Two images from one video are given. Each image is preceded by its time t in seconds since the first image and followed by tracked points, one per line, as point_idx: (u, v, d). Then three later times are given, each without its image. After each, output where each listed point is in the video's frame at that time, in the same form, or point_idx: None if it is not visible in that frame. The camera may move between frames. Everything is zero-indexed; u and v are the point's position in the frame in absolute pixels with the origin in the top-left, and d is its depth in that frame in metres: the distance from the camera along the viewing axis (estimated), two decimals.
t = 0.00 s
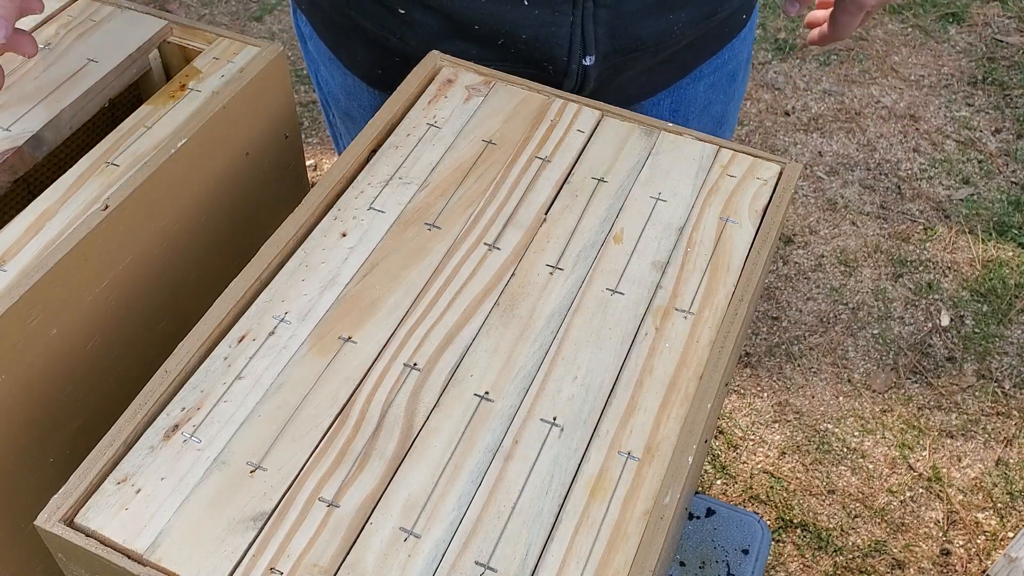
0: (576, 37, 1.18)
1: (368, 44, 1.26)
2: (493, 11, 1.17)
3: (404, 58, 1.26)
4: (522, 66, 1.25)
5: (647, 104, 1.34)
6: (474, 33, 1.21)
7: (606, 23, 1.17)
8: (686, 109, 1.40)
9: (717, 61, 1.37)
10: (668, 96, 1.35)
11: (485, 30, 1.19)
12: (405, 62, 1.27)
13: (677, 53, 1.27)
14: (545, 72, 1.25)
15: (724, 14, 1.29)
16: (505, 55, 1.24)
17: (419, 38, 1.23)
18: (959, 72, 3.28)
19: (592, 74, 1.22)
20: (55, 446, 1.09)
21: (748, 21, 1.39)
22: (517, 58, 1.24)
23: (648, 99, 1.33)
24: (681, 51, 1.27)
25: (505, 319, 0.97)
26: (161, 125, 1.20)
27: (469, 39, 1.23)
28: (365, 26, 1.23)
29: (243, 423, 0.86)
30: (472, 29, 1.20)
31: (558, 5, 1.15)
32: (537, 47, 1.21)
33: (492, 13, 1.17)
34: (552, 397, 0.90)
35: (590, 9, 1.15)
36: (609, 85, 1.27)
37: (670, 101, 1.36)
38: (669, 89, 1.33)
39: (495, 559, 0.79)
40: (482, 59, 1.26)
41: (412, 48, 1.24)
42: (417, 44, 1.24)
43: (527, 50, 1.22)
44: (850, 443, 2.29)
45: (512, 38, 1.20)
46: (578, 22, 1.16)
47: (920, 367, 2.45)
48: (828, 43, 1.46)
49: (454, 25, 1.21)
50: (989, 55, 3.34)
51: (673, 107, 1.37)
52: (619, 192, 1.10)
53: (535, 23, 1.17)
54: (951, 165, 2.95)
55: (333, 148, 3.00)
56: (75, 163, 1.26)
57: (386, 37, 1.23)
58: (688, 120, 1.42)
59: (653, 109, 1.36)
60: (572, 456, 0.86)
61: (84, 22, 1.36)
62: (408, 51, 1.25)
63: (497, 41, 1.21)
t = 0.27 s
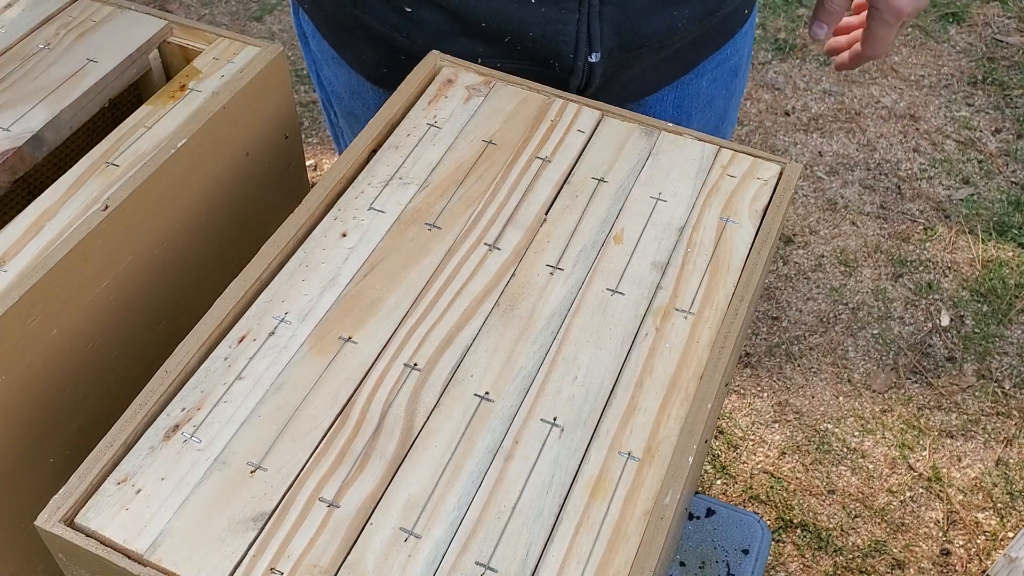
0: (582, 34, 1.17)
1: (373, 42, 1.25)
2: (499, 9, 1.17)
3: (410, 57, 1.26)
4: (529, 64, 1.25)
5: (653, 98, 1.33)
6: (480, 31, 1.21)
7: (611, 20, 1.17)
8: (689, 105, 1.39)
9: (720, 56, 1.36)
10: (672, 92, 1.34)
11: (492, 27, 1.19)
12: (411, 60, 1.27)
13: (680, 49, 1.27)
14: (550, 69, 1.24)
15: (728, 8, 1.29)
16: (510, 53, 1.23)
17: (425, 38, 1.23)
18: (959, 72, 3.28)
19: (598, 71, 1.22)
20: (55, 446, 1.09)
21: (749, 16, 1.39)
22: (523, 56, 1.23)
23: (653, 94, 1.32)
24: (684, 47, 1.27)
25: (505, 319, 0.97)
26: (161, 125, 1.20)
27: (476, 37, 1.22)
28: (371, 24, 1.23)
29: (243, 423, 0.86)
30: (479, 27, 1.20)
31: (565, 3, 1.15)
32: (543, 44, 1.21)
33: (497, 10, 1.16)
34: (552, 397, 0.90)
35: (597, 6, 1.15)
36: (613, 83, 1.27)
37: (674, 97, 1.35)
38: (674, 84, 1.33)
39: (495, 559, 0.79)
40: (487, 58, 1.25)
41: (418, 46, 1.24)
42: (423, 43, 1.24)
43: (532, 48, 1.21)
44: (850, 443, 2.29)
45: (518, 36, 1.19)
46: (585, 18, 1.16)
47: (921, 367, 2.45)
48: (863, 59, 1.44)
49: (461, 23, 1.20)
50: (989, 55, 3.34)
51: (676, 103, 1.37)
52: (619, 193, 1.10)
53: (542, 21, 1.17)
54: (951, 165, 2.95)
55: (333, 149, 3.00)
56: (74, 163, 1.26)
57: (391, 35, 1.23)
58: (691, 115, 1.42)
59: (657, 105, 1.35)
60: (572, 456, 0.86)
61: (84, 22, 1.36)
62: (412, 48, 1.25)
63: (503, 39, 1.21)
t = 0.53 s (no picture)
0: (575, 33, 1.17)
1: (369, 39, 1.25)
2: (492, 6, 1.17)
3: (404, 53, 1.26)
4: (522, 61, 1.25)
5: (646, 99, 1.34)
6: (474, 29, 1.21)
7: (604, 20, 1.16)
8: (685, 105, 1.40)
9: (717, 57, 1.36)
10: (667, 93, 1.35)
11: (485, 25, 1.19)
12: (405, 57, 1.27)
13: (675, 48, 1.27)
14: (544, 67, 1.24)
15: (723, 9, 1.28)
16: (503, 50, 1.24)
17: (418, 31, 1.22)
18: (959, 72, 3.28)
19: (591, 70, 1.22)
20: (55, 446, 1.09)
21: (747, 17, 1.38)
22: (517, 53, 1.23)
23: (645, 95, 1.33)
24: (678, 48, 1.27)
25: (505, 319, 0.97)
26: (161, 125, 1.20)
27: (469, 35, 1.22)
28: (366, 23, 1.23)
29: (243, 423, 0.86)
30: (472, 24, 1.20)
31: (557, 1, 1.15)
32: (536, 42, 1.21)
33: (491, 9, 1.16)
34: (552, 397, 0.90)
35: (588, 5, 1.14)
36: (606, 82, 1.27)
37: (669, 97, 1.36)
38: (668, 84, 1.33)
39: (495, 559, 0.79)
40: (481, 55, 1.26)
41: (412, 42, 1.24)
42: (417, 39, 1.24)
43: (525, 45, 1.22)
44: (850, 443, 2.29)
45: (511, 34, 1.19)
46: (577, 18, 1.16)
47: (920, 366, 2.45)
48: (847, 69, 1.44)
49: (456, 21, 1.20)
50: (989, 55, 3.34)
51: (671, 103, 1.37)
52: (619, 192, 1.10)
53: (534, 19, 1.17)
54: (951, 165, 2.95)
55: (333, 149, 3.00)
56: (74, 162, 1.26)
57: (388, 33, 1.23)
58: (687, 115, 1.42)
59: (652, 105, 1.36)
60: (572, 455, 0.86)
61: (84, 22, 1.36)
62: (405, 44, 1.24)
63: (496, 37, 1.21)
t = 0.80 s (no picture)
0: (567, 32, 1.17)
1: (365, 37, 1.25)
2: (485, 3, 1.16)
3: (398, 50, 1.25)
4: (515, 59, 1.25)
5: (641, 99, 1.34)
6: (468, 27, 1.21)
7: (598, 18, 1.16)
8: (681, 105, 1.40)
9: (712, 58, 1.36)
10: (662, 93, 1.35)
11: (478, 22, 1.19)
12: (400, 54, 1.26)
13: (670, 47, 1.27)
14: (537, 66, 1.24)
15: (719, 9, 1.28)
16: (497, 48, 1.23)
17: (412, 28, 1.22)
18: (959, 72, 3.28)
19: (584, 69, 1.22)
20: (56, 446, 1.09)
21: (744, 17, 1.38)
22: (510, 52, 1.23)
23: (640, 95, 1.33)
24: (671, 48, 1.27)
25: (505, 319, 0.97)
26: (161, 125, 1.20)
27: (463, 33, 1.22)
28: (362, 21, 1.23)
29: (243, 423, 0.86)
30: (464, 21, 1.20)
31: None
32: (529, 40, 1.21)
33: (485, 7, 1.16)
34: (552, 397, 0.90)
35: (581, 3, 1.14)
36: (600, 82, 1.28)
37: (665, 97, 1.36)
38: (663, 84, 1.33)
39: (495, 559, 0.79)
40: (474, 53, 1.25)
41: (405, 41, 1.24)
42: (411, 35, 1.23)
43: (518, 43, 1.21)
44: (850, 443, 2.29)
45: (503, 32, 1.19)
46: (570, 16, 1.15)
47: (920, 366, 2.45)
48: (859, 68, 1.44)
49: (450, 19, 1.20)
50: (989, 55, 3.34)
51: (667, 103, 1.37)
52: (619, 192, 1.10)
53: (527, 17, 1.17)
54: (951, 166, 2.95)
55: (333, 149, 3.00)
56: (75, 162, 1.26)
57: (383, 31, 1.22)
58: (683, 116, 1.42)
59: (648, 105, 1.36)
60: (572, 456, 0.86)
61: (84, 22, 1.36)
62: (399, 41, 1.24)
63: (490, 34, 1.21)
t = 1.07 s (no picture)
0: (566, 31, 1.17)
1: (364, 37, 1.25)
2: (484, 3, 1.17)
3: (397, 49, 1.25)
4: (514, 60, 1.25)
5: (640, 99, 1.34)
6: (467, 27, 1.21)
7: (597, 17, 1.16)
8: (680, 105, 1.40)
9: (711, 58, 1.36)
10: (660, 93, 1.35)
11: (477, 22, 1.19)
12: (400, 54, 1.26)
13: (669, 48, 1.27)
14: (536, 66, 1.24)
15: (718, 9, 1.28)
16: (496, 48, 1.24)
17: (411, 29, 1.22)
18: (959, 72, 3.28)
19: (583, 69, 1.22)
20: (56, 446, 1.09)
21: (743, 17, 1.38)
22: (509, 52, 1.23)
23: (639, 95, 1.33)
24: (671, 48, 1.27)
25: (505, 319, 0.97)
26: (161, 125, 1.19)
27: (461, 33, 1.22)
28: (362, 21, 1.23)
29: (243, 423, 0.86)
30: (463, 22, 1.20)
31: None
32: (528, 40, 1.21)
33: (483, 6, 1.17)
34: (552, 397, 0.90)
35: (580, 3, 1.14)
36: (600, 82, 1.27)
37: (664, 97, 1.36)
38: (662, 85, 1.33)
39: (495, 559, 0.79)
40: (473, 53, 1.25)
41: (404, 41, 1.24)
42: (411, 36, 1.23)
43: (517, 44, 1.22)
44: (850, 443, 2.29)
45: (502, 32, 1.19)
46: (569, 15, 1.15)
47: (920, 366, 2.45)
48: (858, 69, 1.44)
49: (450, 20, 1.20)
50: (989, 55, 3.34)
51: (666, 103, 1.37)
52: (619, 192, 1.10)
53: (526, 17, 1.17)
54: (951, 166, 2.95)
55: (334, 149, 3.00)
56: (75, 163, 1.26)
57: (382, 31, 1.23)
58: (682, 116, 1.42)
59: (647, 105, 1.36)
60: (572, 456, 0.86)
61: (84, 22, 1.36)
62: (398, 42, 1.24)
63: (488, 34, 1.21)
